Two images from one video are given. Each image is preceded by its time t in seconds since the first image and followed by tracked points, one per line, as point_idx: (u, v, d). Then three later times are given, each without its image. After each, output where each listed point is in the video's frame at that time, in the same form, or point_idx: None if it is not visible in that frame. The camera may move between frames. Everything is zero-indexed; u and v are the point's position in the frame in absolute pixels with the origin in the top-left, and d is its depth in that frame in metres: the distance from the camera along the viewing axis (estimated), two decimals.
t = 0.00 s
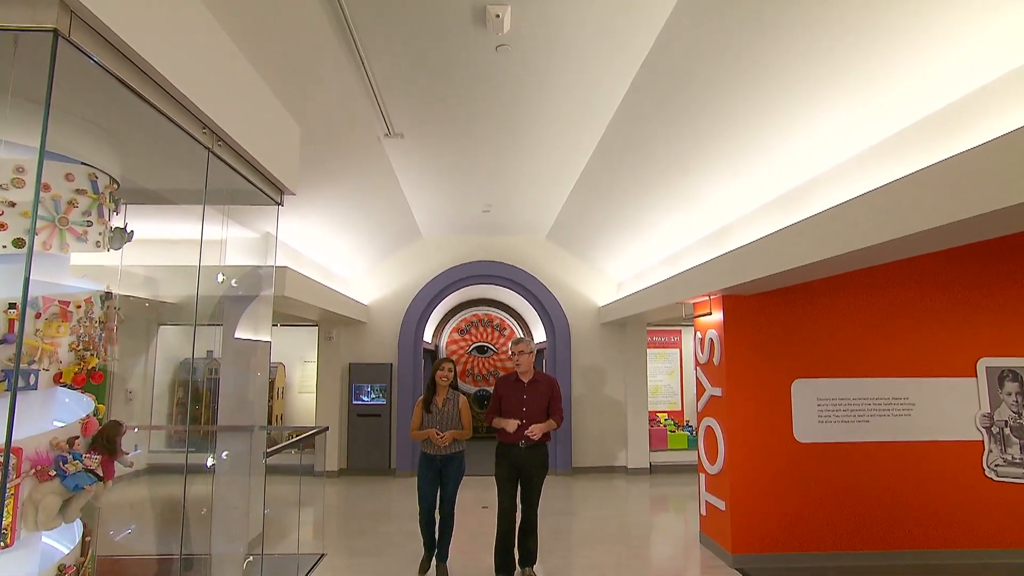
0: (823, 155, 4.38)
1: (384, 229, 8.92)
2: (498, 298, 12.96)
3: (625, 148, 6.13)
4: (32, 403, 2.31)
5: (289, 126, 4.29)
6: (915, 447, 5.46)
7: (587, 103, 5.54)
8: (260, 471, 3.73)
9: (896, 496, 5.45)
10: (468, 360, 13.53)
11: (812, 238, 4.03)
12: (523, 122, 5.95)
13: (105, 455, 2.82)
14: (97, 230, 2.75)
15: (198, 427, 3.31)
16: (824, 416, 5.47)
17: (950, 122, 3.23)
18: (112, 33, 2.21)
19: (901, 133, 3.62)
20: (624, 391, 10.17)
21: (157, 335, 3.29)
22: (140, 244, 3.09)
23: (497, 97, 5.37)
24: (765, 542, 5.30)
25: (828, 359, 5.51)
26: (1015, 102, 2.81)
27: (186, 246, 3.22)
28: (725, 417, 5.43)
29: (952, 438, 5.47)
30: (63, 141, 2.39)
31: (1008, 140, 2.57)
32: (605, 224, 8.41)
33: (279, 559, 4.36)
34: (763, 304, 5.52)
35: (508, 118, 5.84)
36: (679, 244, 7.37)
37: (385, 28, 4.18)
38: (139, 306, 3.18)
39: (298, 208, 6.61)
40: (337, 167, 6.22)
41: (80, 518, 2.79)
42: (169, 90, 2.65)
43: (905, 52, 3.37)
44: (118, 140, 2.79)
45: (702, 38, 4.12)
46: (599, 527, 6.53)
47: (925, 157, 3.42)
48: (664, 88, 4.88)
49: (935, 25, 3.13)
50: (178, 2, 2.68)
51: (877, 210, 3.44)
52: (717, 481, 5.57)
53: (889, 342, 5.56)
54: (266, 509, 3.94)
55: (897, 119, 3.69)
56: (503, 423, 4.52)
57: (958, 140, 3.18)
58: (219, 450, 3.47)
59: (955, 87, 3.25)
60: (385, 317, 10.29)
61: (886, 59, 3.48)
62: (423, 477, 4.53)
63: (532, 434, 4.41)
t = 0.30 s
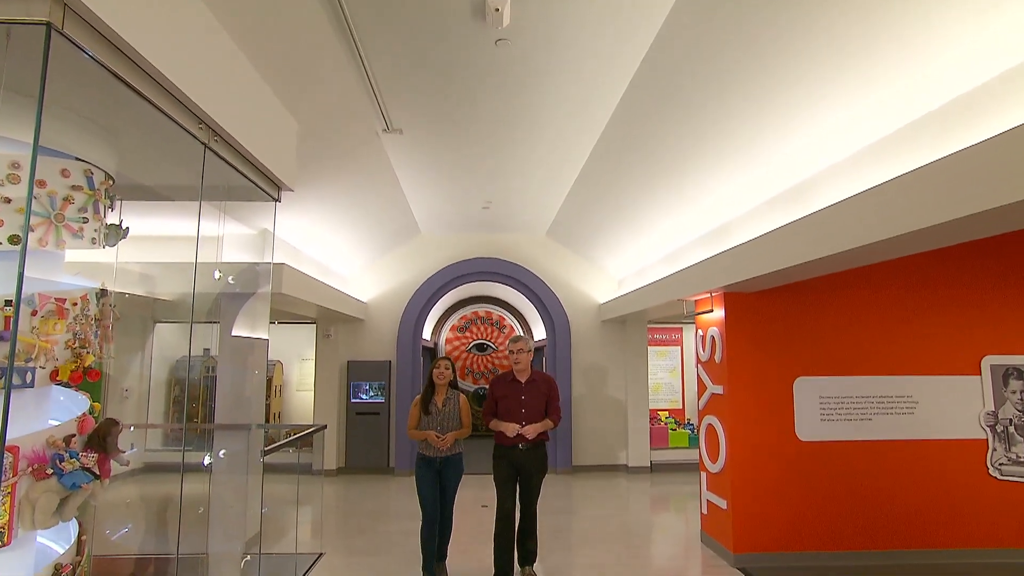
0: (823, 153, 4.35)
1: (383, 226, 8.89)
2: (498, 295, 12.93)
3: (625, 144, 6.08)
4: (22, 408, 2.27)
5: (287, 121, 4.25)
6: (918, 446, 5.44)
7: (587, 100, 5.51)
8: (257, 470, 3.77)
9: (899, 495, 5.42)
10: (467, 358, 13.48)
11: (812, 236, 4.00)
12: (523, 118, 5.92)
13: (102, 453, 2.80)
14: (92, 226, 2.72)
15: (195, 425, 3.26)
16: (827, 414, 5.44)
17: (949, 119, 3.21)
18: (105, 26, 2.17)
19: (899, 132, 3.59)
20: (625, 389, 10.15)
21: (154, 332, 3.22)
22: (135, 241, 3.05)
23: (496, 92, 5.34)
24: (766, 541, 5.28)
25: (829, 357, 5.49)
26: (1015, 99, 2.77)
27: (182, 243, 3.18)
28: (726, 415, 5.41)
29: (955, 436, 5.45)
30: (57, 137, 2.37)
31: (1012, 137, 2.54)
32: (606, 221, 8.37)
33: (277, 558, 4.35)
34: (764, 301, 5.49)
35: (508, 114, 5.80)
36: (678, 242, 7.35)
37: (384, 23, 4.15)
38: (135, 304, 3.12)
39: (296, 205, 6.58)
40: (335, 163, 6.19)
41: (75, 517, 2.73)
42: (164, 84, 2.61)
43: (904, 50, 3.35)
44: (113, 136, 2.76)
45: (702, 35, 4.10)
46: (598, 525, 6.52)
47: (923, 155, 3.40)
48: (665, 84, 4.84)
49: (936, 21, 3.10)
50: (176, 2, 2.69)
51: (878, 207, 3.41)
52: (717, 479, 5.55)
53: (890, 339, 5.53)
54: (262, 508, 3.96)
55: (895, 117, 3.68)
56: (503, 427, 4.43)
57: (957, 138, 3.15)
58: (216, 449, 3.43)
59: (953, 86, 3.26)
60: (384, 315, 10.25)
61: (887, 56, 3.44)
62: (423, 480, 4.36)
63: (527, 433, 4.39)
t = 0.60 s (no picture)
0: (823, 150, 4.33)
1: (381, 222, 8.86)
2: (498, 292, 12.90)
3: (625, 140, 6.05)
4: (14, 405, 2.22)
5: (284, 116, 4.22)
6: (920, 444, 5.41)
7: (586, 95, 5.48)
8: (254, 467, 3.77)
9: (901, 494, 5.40)
10: (467, 354, 13.43)
11: (813, 233, 3.97)
12: (523, 114, 5.89)
13: (98, 453, 2.74)
14: (88, 223, 2.67)
15: (190, 422, 3.23)
16: (829, 412, 5.42)
17: (951, 116, 3.21)
18: (100, 19, 2.14)
19: (900, 129, 3.61)
20: (625, 387, 10.13)
21: (150, 329, 3.17)
22: (130, 238, 2.95)
23: (496, 88, 5.31)
24: (768, 539, 5.26)
25: (832, 354, 5.46)
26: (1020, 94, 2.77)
27: (178, 240, 3.15)
28: (727, 413, 5.39)
29: (958, 434, 5.42)
30: (52, 131, 2.34)
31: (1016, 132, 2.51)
32: (607, 218, 8.34)
33: (274, 557, 4.33)
34: (766, 298, 5.45)
35: (507, 109, 5.77)
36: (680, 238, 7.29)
37: (383, 17, 4.12)
38: (131, 301, 3.06)
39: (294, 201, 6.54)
40: (333, 158, 6.16)
41: (70, 517, 2.69)
42: (160, 78, 2.59)
43: (905, 47, 3.33)
44: (109, 131, 2.73)
45: (702, 30, 4.08)
46: (597, 524, 6.50)
47: (927, 150, 3.40)
48: (665, 79, 4.81)
49: (937, 17, 3.09)
50: (177, 1, 2.70)
51: (881, 204, 3.38)
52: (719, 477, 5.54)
53: (892, 336, 5.50)
54: (261, 506, 3.97)
55: (897, 113, 3.66)
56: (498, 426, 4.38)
57: (958, 135, 3.18)
58: (212, 448, 3.42)
59: (953, 83, 3.26)
60: (382, 312, 10.23)
61: (890, 52, 3.41)
62: (419, 482, 4.30)
63: (525, 430, 4.38)
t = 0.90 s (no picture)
0: (822, 146, 4.32)
1: (380, 219, 8.83)
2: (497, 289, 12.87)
3: (626, 136, 6.02)
4: (7, 402, 2.20)
5: (281, 112, 4.18)
6: (923, 442, 5.39)
7: (586, 91, 5.44)
8: (251, 465, 3.76)
9: (904, 493, 5.38)
10: (466, 352, 13.27)
11: (815, 231, 3.94)
12: (523, 110, 5.86)
13: (94, 451, 2.66)
14: (84, 219, 2.64)
15: (187, 420, 3.25)
16: (832, 410, 5.39)
17: (951, 113, 3.21)
18: (93, 12, 2.11)
19: (900, 126, 3.60)
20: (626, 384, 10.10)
21: (146, 326, 3.12)
22: (126, 234, 2.94)
23: (496, 83, 5.27)
24: (769, 538, 5.25)
25: (834, 352, 5.44)
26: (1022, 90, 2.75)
27: (175, 236, 3.12)
28: (729, 411, 5.37)
29: (961, 432, 5.40)
30: (45, 127, 2.30)
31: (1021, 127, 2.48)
32: (607, 214, 8.30)
33: (272, 556, 4.30)
34: (768, 295, 5.43)
35: (507, 105, 5.73)
36: (681, 235, 7.25)
37: (382, 12, 4.09)
38: (127, 299, 3.02)
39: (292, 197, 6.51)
40: (332, 154, 6.12)
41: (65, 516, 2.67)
42: (155, 71, 2.55)
43: (906, 43, 3.31)
44: (104, 126, 2.70)
45: (702, 26, 4.04)
46: (596, 522, 6.48)
47: (926, 146, 3.40)
48: (666, 75, 4.78)
49: (937, 14, 3.08)
50: None
51: (883, 201, 3.35)
52: (720, 475, 5.52)
53: (894, 334, 5.48)
54: (258, 504, 3.93)
55: (897, 109, 3.65)
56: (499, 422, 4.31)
57: (956, 132, 3.19)
58: (211, 446, 3.42)
59: (953, 81, 3.26)
60: (381, 309, 10.19)
61: (890, 48, 3.40)
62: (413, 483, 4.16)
63: (526, 425, 4.33)
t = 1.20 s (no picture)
0: (822, 142, 4.29)
1: (377, 215, 8.78)
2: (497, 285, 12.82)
3: (626, 131, 5.99)
4: None
5: (280, 106, 4.15)
6: (926, 440, 5.37)
7: (586, 85, 5.39)
8: (250, 467, 3.61)
9: (906, 491, 5.36)
10: (466, 349, 13.30)
11: (817, 227, 3.90)
12: (522, 105, 5.83)
13: (92, 449, 2.69)
14: (79, 215, 2.60)
15: (184, 419, 3.27)
16: (834, 408, 5.36)
17: (951, 110, 3.18)
18: (88, 5, 2.06)
19: (901, 122, 3.57)
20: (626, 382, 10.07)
21: (142, 323, 3.09)
22: (120, 231, 2.91)
23: (494, 78, 5.24)
24: (772, 537, 5.23)
25: (836, 349, 5.41)
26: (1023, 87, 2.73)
27: (169, 233, 3.12)
28: (731, 409, 5.34)
29: (964, 430, 5.38)
30: (36, 120, 2.26)
31: None
32: (608, 210, 8.25)
33: (271, 555, 4.27)
34: (770, 292, 5.40)
35: (506, 100, 5.69)
36: (682, 231, 7.21)
37: (379, 4, 4.04)
38: (121, 296, 2.97)
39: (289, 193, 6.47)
40: (329, 149, 6.07)
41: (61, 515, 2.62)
42: (150, 65, 2.51)
43: (906, 40, 3.28)
44: (98, 121, 2.67)
45: (704, 18, 3.99)
46: (596, 521, 6.45)
47: (927, 143, 3.37)
48: (665, 70, 4.74)
49: (938, 10, 3.05)
50: None
51: (886, 198, 3.31)
52: (722, 474, 5.50)
53: (897, 331, 5.45)
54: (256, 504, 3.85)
55: (899, 106, 3.62)
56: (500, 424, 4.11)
57: (956, 129, 3.16)
58: (206, 443, 3.41)
59: (951, 80, 3.25)
60: (379, 306, 10.16)
61: (891, 43, 3.37)
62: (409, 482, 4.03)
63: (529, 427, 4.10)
